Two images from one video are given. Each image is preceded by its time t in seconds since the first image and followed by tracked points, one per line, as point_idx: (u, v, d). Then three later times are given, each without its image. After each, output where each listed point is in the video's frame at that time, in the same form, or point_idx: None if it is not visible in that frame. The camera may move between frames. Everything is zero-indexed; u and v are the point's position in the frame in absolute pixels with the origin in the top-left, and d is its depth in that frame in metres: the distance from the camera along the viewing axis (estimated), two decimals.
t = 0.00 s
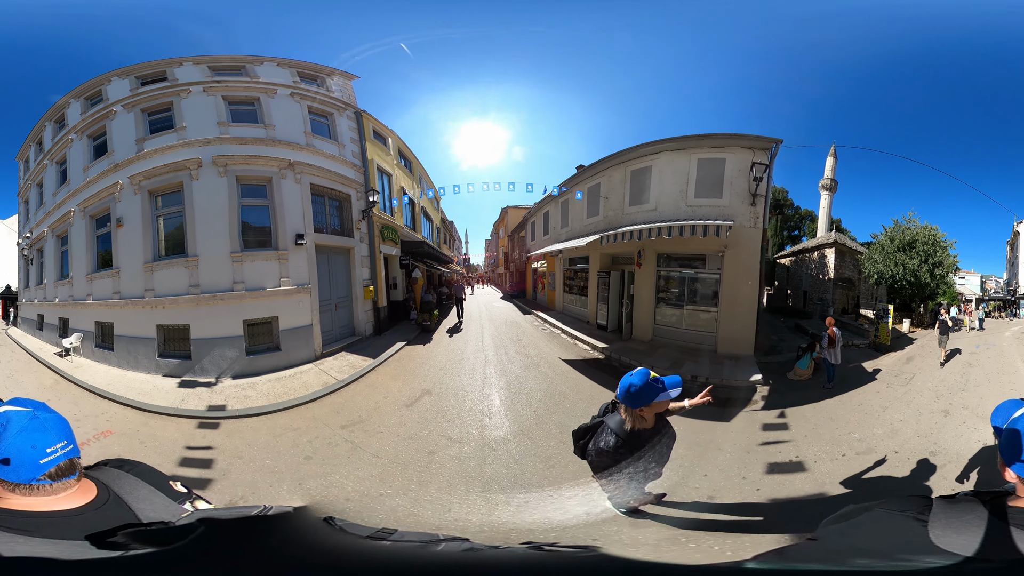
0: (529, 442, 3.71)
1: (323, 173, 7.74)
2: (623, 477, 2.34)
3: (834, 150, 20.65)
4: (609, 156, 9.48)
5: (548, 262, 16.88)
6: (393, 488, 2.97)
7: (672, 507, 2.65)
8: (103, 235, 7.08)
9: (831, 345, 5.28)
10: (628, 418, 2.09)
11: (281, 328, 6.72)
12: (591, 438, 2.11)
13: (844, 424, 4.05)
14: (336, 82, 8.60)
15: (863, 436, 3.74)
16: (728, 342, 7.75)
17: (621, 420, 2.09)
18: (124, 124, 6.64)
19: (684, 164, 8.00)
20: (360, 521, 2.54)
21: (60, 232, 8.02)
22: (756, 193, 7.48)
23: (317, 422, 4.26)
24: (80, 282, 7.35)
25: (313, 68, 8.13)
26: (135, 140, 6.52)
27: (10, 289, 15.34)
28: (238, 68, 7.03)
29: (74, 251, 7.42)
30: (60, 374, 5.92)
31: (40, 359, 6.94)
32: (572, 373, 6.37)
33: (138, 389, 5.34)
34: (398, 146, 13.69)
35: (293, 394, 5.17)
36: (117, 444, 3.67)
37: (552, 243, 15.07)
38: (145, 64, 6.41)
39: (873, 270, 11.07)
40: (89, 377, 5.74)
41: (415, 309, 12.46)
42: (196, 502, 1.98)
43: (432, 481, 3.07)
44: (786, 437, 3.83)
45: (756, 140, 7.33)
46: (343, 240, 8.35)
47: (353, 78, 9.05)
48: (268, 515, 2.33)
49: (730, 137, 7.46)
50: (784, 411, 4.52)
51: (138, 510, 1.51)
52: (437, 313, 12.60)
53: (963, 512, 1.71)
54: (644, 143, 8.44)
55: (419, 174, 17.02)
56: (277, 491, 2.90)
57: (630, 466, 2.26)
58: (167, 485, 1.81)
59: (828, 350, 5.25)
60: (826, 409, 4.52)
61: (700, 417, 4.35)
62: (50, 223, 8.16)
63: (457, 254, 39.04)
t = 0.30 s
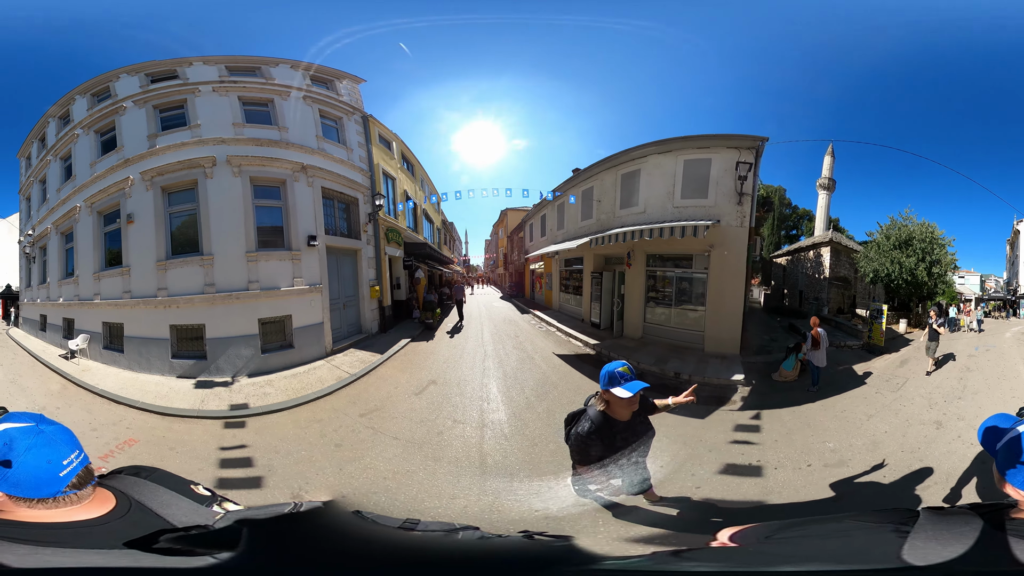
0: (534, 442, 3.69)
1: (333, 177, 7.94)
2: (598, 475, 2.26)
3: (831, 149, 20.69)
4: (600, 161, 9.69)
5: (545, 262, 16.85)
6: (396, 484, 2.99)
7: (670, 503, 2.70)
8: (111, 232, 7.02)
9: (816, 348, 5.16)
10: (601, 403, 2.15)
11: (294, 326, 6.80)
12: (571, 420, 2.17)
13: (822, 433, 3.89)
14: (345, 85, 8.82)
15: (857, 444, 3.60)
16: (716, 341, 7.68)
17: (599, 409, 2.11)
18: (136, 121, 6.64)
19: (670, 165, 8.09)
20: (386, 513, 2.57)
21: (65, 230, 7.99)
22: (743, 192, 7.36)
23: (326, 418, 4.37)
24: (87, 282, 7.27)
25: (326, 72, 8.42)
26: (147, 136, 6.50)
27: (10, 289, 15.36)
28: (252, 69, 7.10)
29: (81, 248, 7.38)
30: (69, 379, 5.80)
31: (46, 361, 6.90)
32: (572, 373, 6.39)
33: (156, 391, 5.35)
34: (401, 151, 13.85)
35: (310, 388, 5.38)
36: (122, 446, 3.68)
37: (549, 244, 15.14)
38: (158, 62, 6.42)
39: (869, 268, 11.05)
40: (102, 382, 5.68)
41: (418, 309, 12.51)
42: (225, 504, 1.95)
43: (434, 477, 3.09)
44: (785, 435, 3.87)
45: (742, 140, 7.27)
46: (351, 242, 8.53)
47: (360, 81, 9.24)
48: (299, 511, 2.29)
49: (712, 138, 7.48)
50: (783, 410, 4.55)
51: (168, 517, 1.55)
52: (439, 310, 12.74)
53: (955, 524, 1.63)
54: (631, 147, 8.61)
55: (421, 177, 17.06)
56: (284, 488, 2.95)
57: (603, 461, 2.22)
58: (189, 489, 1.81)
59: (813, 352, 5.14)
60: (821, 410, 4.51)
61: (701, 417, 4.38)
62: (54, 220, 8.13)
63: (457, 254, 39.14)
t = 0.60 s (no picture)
0: (536, 447, 3.74)
1: (341, 181, 8.05)
2: (581, 466, 2.24)
3: (829, 148, 20.72)
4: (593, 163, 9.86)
5: (542, 263, 16.86)
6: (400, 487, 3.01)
7: (674, 502, 2.76)
8: (119, 229, 6.86)
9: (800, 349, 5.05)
10: (596, 395, 2.16)
11: (304, 324, 6.90)
12: (565, 409, 2.17)
13: (797, 440, 3.73)
14: (351, 89, 8.76)
15: (841, 452, 3.44)
16: (704, 341, 7.68)
17: (593, 399, 2.12)
18: (147, 116, 6.53)
19: (658, 167, 8.21)
20: (382, 520, 2.57)
21: (70, 228, 7.88)
22: (730, 190, 7.30)
23: (340, 412, 4.60)
24: (94, 281, 7.12)
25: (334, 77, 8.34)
26: (159, 134, 6.41)
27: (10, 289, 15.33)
28: (265, 70, 7.15)
29: (87, 246, 7.21)
30: (77, 383, 5.56)
31: (51, 363, 6.83)
32: (572, 375, 6.44)
33: (170, 391, 5.30)
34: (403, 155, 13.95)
35: (322, 382, 5.64)
36: (133, 446, 3.70)
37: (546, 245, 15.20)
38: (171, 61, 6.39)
39: (866, 267, 11.07)
40: (114, 385, 5.50)
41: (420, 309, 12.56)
42: (221, 502, 1.96)
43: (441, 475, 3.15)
44: (785, 434, 3.91)
45: (728, 138, 7.26)
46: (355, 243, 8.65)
47: (366, 85, 9.32)
48: (291, 512, 2.29)
49: (699, 137, 7.52)
50: (782, 410, 4.59)
51: (164, 511, 1.53)
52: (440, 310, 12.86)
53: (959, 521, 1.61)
54: (620, 150, 8.78)
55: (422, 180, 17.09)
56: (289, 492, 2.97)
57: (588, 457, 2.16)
58: (186, 484, 1.82)
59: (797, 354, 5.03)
60: (807, 414, 4.35)
61: (701, 419, 4.42)
62: (59, 218, 8.04)
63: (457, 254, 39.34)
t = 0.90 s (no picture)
0: (541, 441, 3.71)
1: (348, 184, 8.22)
2: (577, 461, 2.26)
3: (826, 147, 20.75)
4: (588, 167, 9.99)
5: (541, 263, 16.85)
6: (408, 483, 2.98)
7: (680, 492, 2.85)
8: (127, 227, 6.67)
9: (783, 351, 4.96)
10: (591, 393, 2.15)
11: (315, 323, 7.02)
12: (563, 407, 2.16)
13: (770, 442, 3.65)
14: (359, 92, 8.98)
15: (813, 458, 3.32)
16: (693, 340, 7.67)
17: (590, 399, 2.11)
18: (156, 114, 6.44)
19: (649, 170, 8.30)
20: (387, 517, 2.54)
21: (75, 225, 7.71)
22: (718, 191, 7.26)
23: (356, 403, 4.71)
24: (99, 279, 6.90)
25: (341, 78, 8.54)
26: (169, 131, 6.32)
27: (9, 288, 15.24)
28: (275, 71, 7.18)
29: (92, 245, 7.00)
30: (86, 390, 5.29)
31: (57, 365, 6.70)
32: (574, 372, 6.42)
33: (182, 393, 5.18)
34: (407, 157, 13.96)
35: (336, 377, 5.77)
36: (136, 448, 3.61)
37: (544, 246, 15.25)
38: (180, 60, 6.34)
39: (863, 265, 11.01)
40: (125, 390, 5.27)
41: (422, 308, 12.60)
42: (224, 506, 1.91)
43: (451, 469, 3.22)
44: (794, 431, 3.89)
45: (714, 139, 7.26)
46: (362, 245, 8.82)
47: (372, 88, 9.41)
48: (298, 512, 2.25)
49: (687, 140, 7.52)
50: (788, 407, 4.56)
51: (165, 517, 1.53)
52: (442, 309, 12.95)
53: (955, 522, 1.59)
54: (612, 155, 8.91)
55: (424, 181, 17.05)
56: (296, 488, 2.94)
57: (585, 452, 2.20)
58: (186, 490, 1.81)
59: (783, 357, 4.93)
60: (788, 417, 4.28)
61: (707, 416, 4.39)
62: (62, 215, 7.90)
63: (457, 254, 39.36)
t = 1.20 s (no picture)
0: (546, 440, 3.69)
1: (356, 187, 8.36)
2: (583, 467, 2.22)
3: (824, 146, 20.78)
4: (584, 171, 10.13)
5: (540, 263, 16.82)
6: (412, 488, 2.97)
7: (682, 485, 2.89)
8: (134, 224, 6.47)
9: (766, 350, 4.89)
10: (586, 391, 2.15)
11: (325, 321, 7.09)
12: (560, 409, 2.16)
13: (739, 441, 3.60)
14: (365, 95, 9.18)
15: (779, 460, 3.23)
16: (683, 338, 7.66)
17: (587, 397, 2.11)
18: (166, 109, 6.35)
19: (641, 173, 8.42)
20: (367, 522, 2.53)
21: (78, 221, 7.45)
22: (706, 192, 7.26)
23: (369, 397, 4.85)
24: (106, 278, 6.65)
25: (349, 80, 8.72)
26: (181, 127, 6.25)
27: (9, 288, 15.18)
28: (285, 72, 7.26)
29: (97, 242, 6.77)
30: (94, 394, 4.99)
31: (61, 368, 6.39)
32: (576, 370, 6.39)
33: (194, 394, 5.06)
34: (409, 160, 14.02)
35: (348, 373, 5.88)
36: (143, 451, 3.51)
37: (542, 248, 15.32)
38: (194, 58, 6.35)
39: (860, 264, 10.90)
40: (136, 394, 5.01)
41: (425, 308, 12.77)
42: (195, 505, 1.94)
43: (454, 464, 3.30)
44: (799, 429, 3.87)
45: (701, 140, 7.27)
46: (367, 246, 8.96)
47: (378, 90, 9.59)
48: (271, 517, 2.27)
49: (675, 142, 7.61)
50: (793, 405, 4.53)
51: (134, 512, 1.51)
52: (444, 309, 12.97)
53: (954, 511, 1.55)
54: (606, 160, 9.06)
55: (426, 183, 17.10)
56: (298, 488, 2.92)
57: (589, 455, 2.18)
58: (164, 487, 1.79)
59: (767, 357, 4.87)
60: (764, 417, 4.16)
61: (712, 413, 4.36)
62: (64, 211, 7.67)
63: (457, 254, 39.44)
